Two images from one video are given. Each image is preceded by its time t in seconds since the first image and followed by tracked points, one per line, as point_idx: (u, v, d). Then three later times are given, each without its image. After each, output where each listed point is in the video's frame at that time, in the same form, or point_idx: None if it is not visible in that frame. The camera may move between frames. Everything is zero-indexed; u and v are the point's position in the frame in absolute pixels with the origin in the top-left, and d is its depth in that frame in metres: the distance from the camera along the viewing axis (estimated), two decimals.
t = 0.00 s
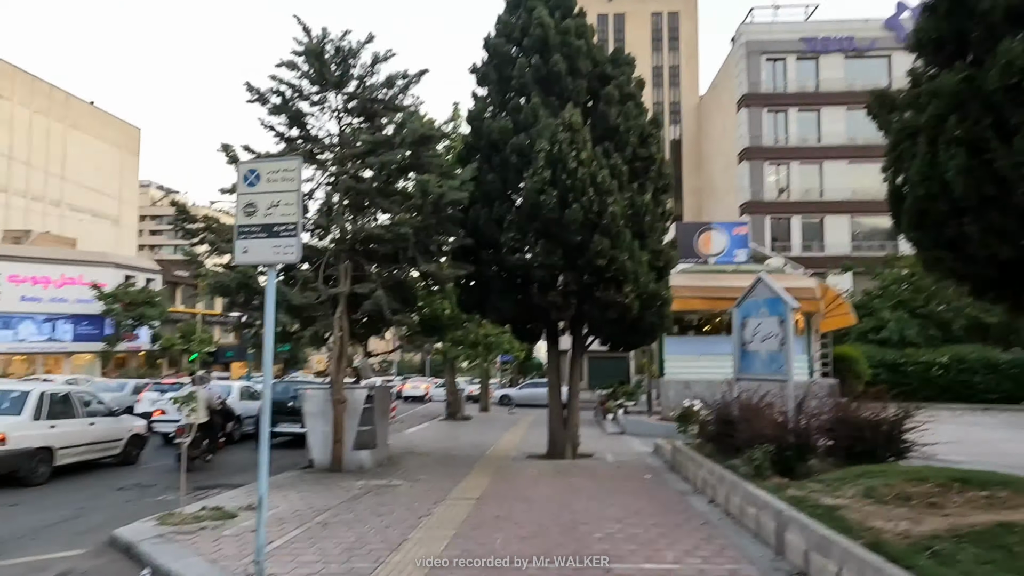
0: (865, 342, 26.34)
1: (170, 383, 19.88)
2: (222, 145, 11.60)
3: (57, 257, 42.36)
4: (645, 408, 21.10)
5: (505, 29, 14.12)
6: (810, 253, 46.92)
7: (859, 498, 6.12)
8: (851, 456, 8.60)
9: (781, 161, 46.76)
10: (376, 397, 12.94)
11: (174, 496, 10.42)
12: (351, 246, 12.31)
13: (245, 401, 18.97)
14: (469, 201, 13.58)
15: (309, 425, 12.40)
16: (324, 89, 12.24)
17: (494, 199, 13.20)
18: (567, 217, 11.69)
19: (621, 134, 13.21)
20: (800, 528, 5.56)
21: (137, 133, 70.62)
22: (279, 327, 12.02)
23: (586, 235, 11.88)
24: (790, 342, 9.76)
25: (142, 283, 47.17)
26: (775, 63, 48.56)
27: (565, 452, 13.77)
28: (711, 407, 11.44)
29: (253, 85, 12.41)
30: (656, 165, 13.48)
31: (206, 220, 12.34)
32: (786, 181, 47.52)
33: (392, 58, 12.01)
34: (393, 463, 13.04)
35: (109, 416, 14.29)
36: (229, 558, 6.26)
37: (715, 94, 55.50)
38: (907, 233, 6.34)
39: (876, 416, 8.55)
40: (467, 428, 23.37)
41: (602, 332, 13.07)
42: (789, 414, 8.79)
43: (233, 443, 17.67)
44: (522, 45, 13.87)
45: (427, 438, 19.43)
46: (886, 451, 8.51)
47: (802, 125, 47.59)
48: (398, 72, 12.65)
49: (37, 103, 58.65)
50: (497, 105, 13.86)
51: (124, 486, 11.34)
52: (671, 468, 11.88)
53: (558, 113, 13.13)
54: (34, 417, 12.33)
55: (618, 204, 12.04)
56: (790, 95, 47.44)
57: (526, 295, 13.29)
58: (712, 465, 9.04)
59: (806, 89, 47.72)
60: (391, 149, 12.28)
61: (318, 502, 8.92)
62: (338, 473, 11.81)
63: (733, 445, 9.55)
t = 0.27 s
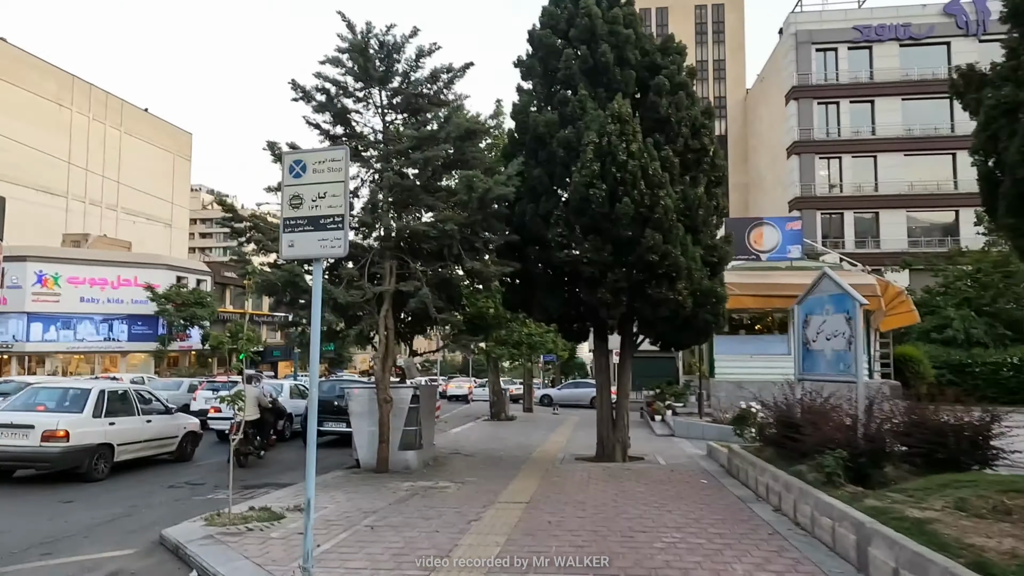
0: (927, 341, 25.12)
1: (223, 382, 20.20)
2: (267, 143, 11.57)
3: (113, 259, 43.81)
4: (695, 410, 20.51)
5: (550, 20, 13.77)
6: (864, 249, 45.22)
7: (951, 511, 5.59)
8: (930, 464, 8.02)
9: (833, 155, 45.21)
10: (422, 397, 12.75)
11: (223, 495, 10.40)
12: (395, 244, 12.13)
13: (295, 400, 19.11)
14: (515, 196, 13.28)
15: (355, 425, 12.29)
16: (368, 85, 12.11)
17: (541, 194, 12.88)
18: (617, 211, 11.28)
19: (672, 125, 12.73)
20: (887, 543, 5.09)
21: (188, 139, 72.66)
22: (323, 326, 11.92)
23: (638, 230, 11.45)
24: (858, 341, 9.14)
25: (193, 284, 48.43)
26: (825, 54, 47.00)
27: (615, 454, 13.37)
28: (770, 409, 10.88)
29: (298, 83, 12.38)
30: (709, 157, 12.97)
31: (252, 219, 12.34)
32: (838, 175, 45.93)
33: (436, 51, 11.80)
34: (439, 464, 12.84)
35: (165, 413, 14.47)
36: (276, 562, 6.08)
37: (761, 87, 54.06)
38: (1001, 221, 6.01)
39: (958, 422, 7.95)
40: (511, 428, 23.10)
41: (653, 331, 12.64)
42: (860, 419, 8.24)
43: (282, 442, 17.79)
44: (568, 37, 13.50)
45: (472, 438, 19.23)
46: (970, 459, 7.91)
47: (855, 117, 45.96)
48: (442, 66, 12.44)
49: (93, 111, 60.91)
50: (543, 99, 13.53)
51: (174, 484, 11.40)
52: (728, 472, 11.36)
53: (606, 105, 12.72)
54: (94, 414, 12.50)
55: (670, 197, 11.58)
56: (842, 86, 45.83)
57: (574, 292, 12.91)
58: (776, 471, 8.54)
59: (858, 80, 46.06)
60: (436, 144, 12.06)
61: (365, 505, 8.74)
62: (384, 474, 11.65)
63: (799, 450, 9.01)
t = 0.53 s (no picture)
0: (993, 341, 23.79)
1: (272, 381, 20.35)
2: (310, 140, 11.46)
3: (163, 262, 44.95)
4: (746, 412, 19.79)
5: (595, 9, 13.35)
6: (919, 245, 43.40)
7: None
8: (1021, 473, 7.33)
9: (885, 148, 43.52)
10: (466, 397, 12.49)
11: (269, 496, 10.30)
12: (439, 241, 11.90)
13: (342, 399, 19.15)
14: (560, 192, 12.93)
15: (398, 425, 12.09)
16: (410, 80, 11.91)
17: (587, 189, 12.50)
18: (668, 205, 10.83)
19: (725, 114, 12.18)
20: (989, 563, 4.58)
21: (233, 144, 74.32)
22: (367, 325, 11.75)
23: (690, 224, 10.97)
24: (933, 339, 8.49)
25: (239, 286, 49.36)
26: (877, 43, 45.30)
27: (666, 458, 12.90)
28: (834, 412, 10.28)
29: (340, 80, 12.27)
30: (763, 148, 12.39)
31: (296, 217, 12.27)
32: (891, 168, 44.21)
33: (479, 43, 11.53)
34: (484, 466, 12.55)
35: (215, 412, 14.54)
36: (322, 570, 5.85)
37: (808, 79, 52.44)
38: None
39: None
40: (555, 429, 22.71)
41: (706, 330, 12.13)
42: (939, 423, 7.62)
43: (327, 441, 17.78)
44: (614, 26, 13.07)
45: (515, 439, 18.92)
46: None
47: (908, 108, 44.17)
48: (485, 59, 12.16)
49: (144, 118, 62.76)
50: (588, 91, 13.13)
51: (222, 483, 11.38)
52: (787, 478, 10.78)
53: (655, 95, 12.25)
54: (148, 413, 12.60)
55: (723, 189, 11.06)
56: (894, 76, 44.07)
57: (622, 290, 12.48)
58: (845, 479, 7.99)
59: (912, 69, 44.28)
60: (479, 138, 11.78)
61: (412, 509, 8.50)
62: (428, 476, 11.42)
63: (869, 457, 8.43)
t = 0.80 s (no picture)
0: None
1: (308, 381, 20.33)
2: (341, 135, 11.26)
3: (199, 263, 45.62)
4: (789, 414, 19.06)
5: None
6: (966, 242, 41.81)
7: None
8: None
9: (929, 141, 42.05)
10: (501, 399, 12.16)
11: (302, 498, 10.10)
12: (472, 238, 11.61)
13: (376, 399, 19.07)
14: (596, 187, 12.53)
15: (432, 427, 11.82)
16: (442, 73, 11.64)
17: (625, 184, 12.09)
18: (712, 198, 10.36)
19: (770, 104, 11.65)
20: None
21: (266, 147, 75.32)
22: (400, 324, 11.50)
23: (736, 218, 10.48)
24: (1001, 337, 7.91)
25: (273, 287, 49.86)
26: (919, 33, 43.82)
27: (709, 462, 12.42)
28: (893, 416, 9.69)
29: (371, 75, 12.06)
30: (811, 137, 11.83)
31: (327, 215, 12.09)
32: (935, 162, 42.70)
33: (513, 33, 11.20)
34: (520, 469, 12.20)
35: (252, 412, 14.45)
36: None
37: (846, 72, 51.01)
38: None
39: None
40: (589, 431, 22.26)
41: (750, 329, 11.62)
42: (1015, 429, 7.03)
43: (360, 442, 17.61)
44: (652, 15, 12.62)
45: (549, 441, 18.54)
46: None
47: (953, 99, 42.62)
48: (519, 50, 11.83)
49: (180, 123, 63.94)
50: (625, 83, 12.71)
51: (255, 485, 11.23)
52: (840, 485, 10.22)
53: (695, 85, 11.78)
54: (186, 413, 12.54)
55: (770, 181, 10.55)
56: (938, 67, 42.58)
57: (662, 287, 12.04)
58: (909, 487, 7.45)
59: (957, 59, 42.72)
60: (514, 132, 11.46)
61: (447, 514, 8.19)
62: (463, 479, 11.11)
63: (935, 464, 7.86)
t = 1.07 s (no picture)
0: None
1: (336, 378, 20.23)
2: (366, 126, 11.00)
3: (226, 261, 45.97)
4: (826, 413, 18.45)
5: None
6: (1006, 236, 40.42)
7: None
8: None
9: (967, 132, 40.70)
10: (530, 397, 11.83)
11: (328, 499, 9.87)
12: (501, 231, 11.28)
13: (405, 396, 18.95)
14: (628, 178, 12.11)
15: (459, 426, 11.53)
16: (469, 62, 11.31)
17: (658, 174, 11.66)
18: (752, 187, 9.88)
19: (811, 89, 11.12)
20: None
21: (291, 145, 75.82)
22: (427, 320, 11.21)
23: (777, 208, 10.00)
24: None
25: (298, 284, 50.09)
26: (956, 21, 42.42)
27: (746, 465, 11.96)
28: (946, 417, 9.16)
29: (396, 65, 11.78)
30: (855, 124, 11.28)
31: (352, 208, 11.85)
32: (973, 154, 41.34)
33: (543, 19, 10.83)
34: (550, 469, 11.85)
35: (281, 409, 14.31)
36: None
37: (879, 62, 49.69)
38: None
39: None
40: (617, 430, 21.84)
41: (791, 325, 11.12)
42: None
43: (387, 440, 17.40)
44: None
45: (578, 440, 18.16)
46: None
47: (992, 89, 41.21)
48: (547, 37, 11.45)
49: (207, 123, 64.59)
50: (657, 70, 12.26)
51: (281, 483, 11.06)
52: (889, 489, 9.71)
53: (733, 70, 11.29)
54: (216, 410, 12.42)
55: (814, 169, 10.05)
56: (976, 56, 41.21)
57: (698, 282, 11.60)
58: (972, 493, 6.96)
59: (996, 47, 41.28)
60: (543, 122, 11.09)
61: (477, 517, 7.86)
62: (493, 480, 10.80)
63: (999, 469, 7.35)
